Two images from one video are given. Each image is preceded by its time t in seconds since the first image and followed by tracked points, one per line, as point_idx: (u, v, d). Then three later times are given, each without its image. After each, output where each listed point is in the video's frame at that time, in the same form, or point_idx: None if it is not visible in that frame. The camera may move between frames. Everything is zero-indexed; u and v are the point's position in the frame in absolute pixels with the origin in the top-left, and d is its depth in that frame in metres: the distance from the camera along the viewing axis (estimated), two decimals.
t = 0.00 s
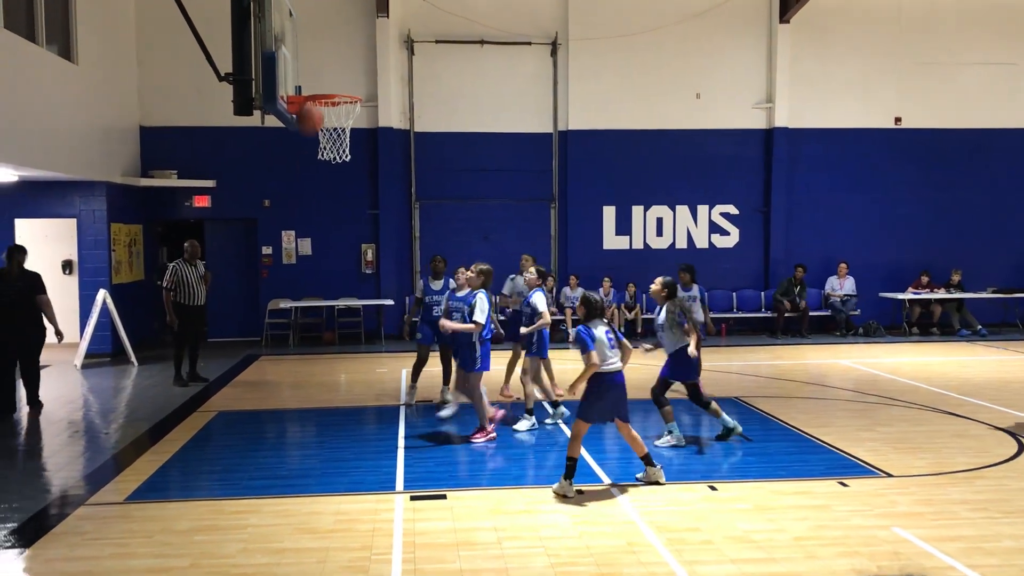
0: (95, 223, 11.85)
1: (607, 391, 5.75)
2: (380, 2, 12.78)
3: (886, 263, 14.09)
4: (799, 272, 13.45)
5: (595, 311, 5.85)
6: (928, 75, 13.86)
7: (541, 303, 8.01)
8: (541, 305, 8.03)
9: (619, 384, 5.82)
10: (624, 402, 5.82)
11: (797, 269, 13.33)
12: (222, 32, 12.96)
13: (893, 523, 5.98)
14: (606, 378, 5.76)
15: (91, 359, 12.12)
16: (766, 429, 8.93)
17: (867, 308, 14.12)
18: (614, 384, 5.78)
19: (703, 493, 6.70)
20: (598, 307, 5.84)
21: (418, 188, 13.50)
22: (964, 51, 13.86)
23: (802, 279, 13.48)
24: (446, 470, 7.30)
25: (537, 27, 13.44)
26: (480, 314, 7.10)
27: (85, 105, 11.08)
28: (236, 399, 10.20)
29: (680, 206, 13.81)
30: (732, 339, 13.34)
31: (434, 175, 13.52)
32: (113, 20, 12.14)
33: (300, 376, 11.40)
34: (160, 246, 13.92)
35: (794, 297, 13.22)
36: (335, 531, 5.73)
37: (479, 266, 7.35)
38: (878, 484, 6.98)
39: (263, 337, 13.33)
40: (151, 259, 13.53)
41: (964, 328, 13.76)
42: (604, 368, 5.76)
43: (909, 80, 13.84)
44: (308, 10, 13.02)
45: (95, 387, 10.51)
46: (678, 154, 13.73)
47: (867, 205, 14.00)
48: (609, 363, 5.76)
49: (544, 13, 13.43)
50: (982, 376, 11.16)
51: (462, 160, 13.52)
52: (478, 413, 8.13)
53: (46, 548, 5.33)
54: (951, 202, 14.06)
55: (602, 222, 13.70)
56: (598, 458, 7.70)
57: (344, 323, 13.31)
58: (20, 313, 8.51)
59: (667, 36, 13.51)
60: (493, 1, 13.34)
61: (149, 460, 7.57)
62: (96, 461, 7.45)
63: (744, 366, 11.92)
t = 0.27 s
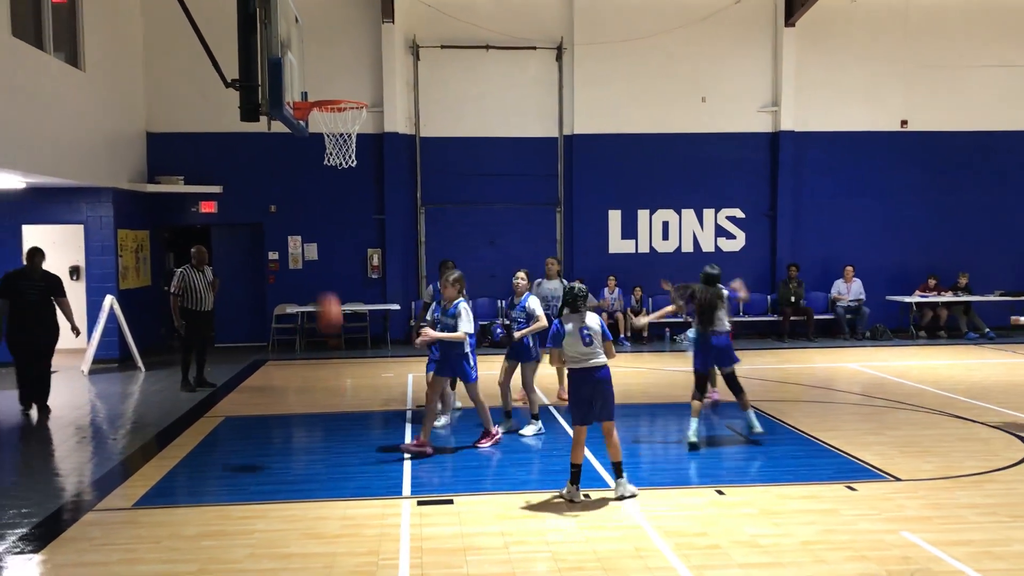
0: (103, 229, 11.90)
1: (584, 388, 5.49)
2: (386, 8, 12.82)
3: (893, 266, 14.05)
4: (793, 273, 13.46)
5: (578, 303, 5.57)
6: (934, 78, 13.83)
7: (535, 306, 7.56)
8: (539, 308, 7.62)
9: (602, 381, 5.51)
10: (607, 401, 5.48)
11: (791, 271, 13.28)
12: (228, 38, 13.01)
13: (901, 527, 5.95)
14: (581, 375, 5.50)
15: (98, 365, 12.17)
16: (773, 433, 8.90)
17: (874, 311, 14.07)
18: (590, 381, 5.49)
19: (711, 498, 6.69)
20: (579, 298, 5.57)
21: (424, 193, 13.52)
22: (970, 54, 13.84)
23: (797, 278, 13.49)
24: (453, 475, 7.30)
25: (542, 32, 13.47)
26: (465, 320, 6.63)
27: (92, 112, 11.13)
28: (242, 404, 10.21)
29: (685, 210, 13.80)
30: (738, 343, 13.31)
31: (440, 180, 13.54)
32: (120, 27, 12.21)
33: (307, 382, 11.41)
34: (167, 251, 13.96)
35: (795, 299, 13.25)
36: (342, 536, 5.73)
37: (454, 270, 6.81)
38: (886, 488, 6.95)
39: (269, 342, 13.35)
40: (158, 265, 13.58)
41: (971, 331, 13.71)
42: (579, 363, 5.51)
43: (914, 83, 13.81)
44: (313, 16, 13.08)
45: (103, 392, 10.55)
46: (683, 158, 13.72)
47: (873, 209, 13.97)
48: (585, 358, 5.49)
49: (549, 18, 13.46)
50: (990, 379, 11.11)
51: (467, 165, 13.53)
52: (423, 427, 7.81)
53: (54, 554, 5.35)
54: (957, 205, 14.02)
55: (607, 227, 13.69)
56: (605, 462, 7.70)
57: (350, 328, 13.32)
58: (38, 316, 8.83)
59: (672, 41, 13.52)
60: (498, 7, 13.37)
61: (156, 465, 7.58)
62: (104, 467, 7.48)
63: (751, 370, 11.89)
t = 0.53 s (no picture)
0: (106, 233, 11.93)
1: (577, 392, 5.51)
2: (388, 11, 12.84)
3: (896, 268, 14.04)
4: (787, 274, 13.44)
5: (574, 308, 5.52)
6: (935, 79, 13.83)
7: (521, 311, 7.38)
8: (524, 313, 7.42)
9: (595, 387, 5.48)
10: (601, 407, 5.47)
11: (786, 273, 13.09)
12: (231, 43, 13.03)
13: (905, 529, 5.95)
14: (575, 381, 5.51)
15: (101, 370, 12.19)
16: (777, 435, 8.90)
17: (877, 313, 14.05)
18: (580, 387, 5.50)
19: (714, 501, 6.69)
20: (572, 301, 5.51)
21: (426, 196, 13.53)
22: (972, 56, 13.84)
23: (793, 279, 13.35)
24: (457, 479, 7.30)
25: (544, 35, 13.49)
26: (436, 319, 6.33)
27: (95, 116, 11.15)
28: (246, 408, 10.22)
29: (688, 213, 13.80)
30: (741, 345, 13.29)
31: (441, 183, 13.55)
32: (123, 32, 12.24)
33: (310, 386, 11.41)
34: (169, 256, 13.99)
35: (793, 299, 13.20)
36: (347, 540, 5.74)
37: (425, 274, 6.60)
38: (890, 490, 6.94)
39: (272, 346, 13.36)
40: (161, 269, 13.60)
41: (974, 333, 13.69)
42: (573, 368, 5.52)
43: (916, 84, 13.81)
44: (316, 20, 13.10)
45: (106, 397, 10.56)
46: (685, 161, 13.72)
47: (876, 210, 13.96)
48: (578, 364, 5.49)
49: (550, 21, 13.48)
50: (993, 381, 11.09)
51: (469, 168, 13.54)
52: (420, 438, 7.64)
53: (59, 558, 5.35)
54: (959, 207, 14.01)
55: (610, 230, 13.70)
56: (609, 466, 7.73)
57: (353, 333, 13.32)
58: (36, 322, 8.84)
59: (673, 43, 13.54)
60: (500, 10, 13.39)
61: (161, 470, 7.59)
62: (108, 471, 7.49)
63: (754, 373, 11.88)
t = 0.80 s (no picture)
0: (98, 238, 11.88)
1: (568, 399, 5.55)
2: (380, 15, 12.83)
3: (889, 270, 14.07)
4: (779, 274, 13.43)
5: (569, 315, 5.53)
6: (928, 81, 13.87)
7: (496, 313, 7.28)
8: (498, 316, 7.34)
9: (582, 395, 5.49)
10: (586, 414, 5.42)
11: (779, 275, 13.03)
12: (223, 47, 13.00)
13: (898, 531, 5.94)
14: (565, 389, 5.53)
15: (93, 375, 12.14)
16: (772, 437, 8.89)
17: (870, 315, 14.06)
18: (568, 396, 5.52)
19: (709, 503, 6.67)
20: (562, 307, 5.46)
21: (420, 200, 13.51)
22: (964, 58, 13.88)
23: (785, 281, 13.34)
24: (451, 483, 7.28)
25: (537, 39, 13.48)
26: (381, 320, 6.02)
27: (86, 121, 11.11)
28: (239, 413, 10.18)
29: (681, 216, 13.81)
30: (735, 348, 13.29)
31: (435, 186, 13.53)
32: (115, 36, 12.20)
33: (304, 390, 11.37)
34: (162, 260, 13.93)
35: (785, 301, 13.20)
36: (340, 545, 5.71)
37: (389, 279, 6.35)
38: (884, 492, 6.94)
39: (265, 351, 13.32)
40: (153, 274, 13.55)
41: (967, 335, 13.71)
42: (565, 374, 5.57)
43: (908, 87, 13.85)
44: (308, 24, 13.08)
45: (99, 402, 10.51)
46: (678, 164, 13.73)
47: (869, 213, 13.99)
48: (567, 371, 5.51)
49: (543, 24, 13.48)
50: (987, 383, 11.10)
51: (463, 171, 13.52)
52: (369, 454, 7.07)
53: (49, 565, 5.31)
54: (952, 209, 14.04)
55: (603, 233, 13.69)
56: (603, 469, 7.72)
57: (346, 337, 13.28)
58: (27, 325, 8.78)
59: (667, 46, 13.55)
60: (492, 14, 13.40)
61: (153, 475, 7.55)
62: (100, 477, 7.45)
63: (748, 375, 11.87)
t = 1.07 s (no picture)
0: (78, 243, 11.81)
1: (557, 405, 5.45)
2: (362, 20, 12.84)
3: (868, 273, 14.20)
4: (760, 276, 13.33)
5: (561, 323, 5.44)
6: (905, 87, 14.02)
7: (467, 319, 7.00)
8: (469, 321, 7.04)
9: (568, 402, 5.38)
10: (568, 425, 5.33)
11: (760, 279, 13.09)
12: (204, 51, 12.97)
13: (875, 533, 6.00)
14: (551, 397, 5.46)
15: (73, 381, 12.07)
16: (752, 440, 8.95)
17: (849, 318, 14.18)
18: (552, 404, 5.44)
19: (689, 506, 6.72)
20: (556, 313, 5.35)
21: (402, 205, 13.52)
22: (941, 64, 14.05)
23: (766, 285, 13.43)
24: (433, 487, 7.29)
25: (518, 44, 13.53)
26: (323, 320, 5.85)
27: (66, 125, 11.06)
28: (220, 419, 10.15)
29: (662, 220, 13.89)
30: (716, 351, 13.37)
31: (417, 191, 13.54)
32: (95, 40, 12.15)
33: (286, 395, 11.35)
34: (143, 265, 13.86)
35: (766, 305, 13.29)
36: (321, 551, 5.71)
37: (334, 282, 6.32)
38: (862, 494, 7.01)
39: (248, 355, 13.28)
40: (134, 278, 13.48)
41: (945, 337, 13.86)
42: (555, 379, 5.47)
43: (886, 93, 14.00)
44: (290, 29, 13.08)
45: (79, 408, 10.46)
46: (660, 168, 13.81)
47: (848, 217, 14.12)
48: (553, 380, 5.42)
49: (525, 30, 13.53)
50: (963, 385, 11.22)
51: (444, 176, 13.54)
52: (342, 460, 7.10)
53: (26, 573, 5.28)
54: (929, 213, 14.20)
55: (586, 237, 13.75)
56: (584, 473, 7.75)
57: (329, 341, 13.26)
58: (10, 329, 8.79)
59: (647, 52, 13.64)
60: (474, 19, 13.44)
61: (133, 481, 7.52)
62: (79, 483, 7.40)
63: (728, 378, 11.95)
